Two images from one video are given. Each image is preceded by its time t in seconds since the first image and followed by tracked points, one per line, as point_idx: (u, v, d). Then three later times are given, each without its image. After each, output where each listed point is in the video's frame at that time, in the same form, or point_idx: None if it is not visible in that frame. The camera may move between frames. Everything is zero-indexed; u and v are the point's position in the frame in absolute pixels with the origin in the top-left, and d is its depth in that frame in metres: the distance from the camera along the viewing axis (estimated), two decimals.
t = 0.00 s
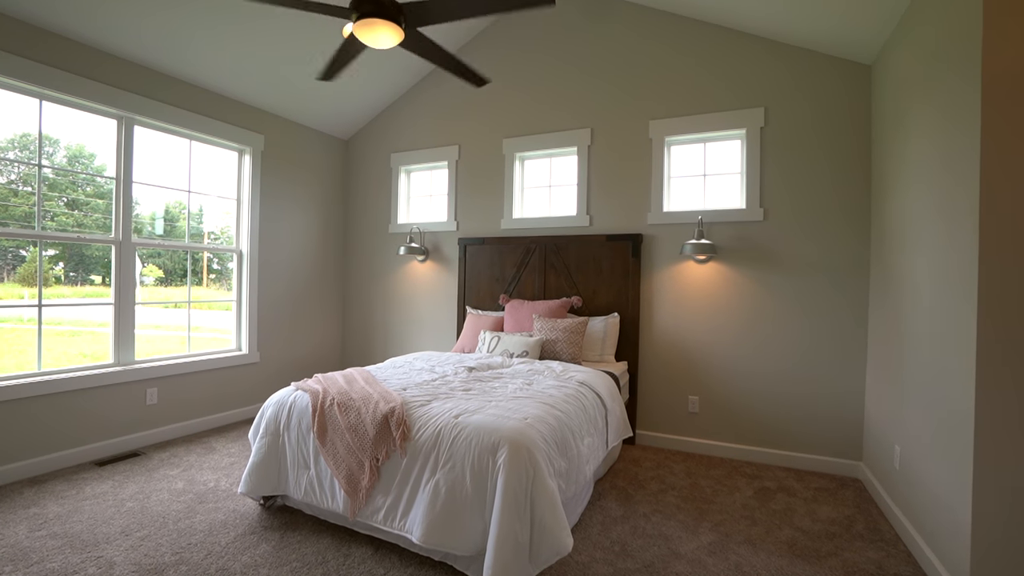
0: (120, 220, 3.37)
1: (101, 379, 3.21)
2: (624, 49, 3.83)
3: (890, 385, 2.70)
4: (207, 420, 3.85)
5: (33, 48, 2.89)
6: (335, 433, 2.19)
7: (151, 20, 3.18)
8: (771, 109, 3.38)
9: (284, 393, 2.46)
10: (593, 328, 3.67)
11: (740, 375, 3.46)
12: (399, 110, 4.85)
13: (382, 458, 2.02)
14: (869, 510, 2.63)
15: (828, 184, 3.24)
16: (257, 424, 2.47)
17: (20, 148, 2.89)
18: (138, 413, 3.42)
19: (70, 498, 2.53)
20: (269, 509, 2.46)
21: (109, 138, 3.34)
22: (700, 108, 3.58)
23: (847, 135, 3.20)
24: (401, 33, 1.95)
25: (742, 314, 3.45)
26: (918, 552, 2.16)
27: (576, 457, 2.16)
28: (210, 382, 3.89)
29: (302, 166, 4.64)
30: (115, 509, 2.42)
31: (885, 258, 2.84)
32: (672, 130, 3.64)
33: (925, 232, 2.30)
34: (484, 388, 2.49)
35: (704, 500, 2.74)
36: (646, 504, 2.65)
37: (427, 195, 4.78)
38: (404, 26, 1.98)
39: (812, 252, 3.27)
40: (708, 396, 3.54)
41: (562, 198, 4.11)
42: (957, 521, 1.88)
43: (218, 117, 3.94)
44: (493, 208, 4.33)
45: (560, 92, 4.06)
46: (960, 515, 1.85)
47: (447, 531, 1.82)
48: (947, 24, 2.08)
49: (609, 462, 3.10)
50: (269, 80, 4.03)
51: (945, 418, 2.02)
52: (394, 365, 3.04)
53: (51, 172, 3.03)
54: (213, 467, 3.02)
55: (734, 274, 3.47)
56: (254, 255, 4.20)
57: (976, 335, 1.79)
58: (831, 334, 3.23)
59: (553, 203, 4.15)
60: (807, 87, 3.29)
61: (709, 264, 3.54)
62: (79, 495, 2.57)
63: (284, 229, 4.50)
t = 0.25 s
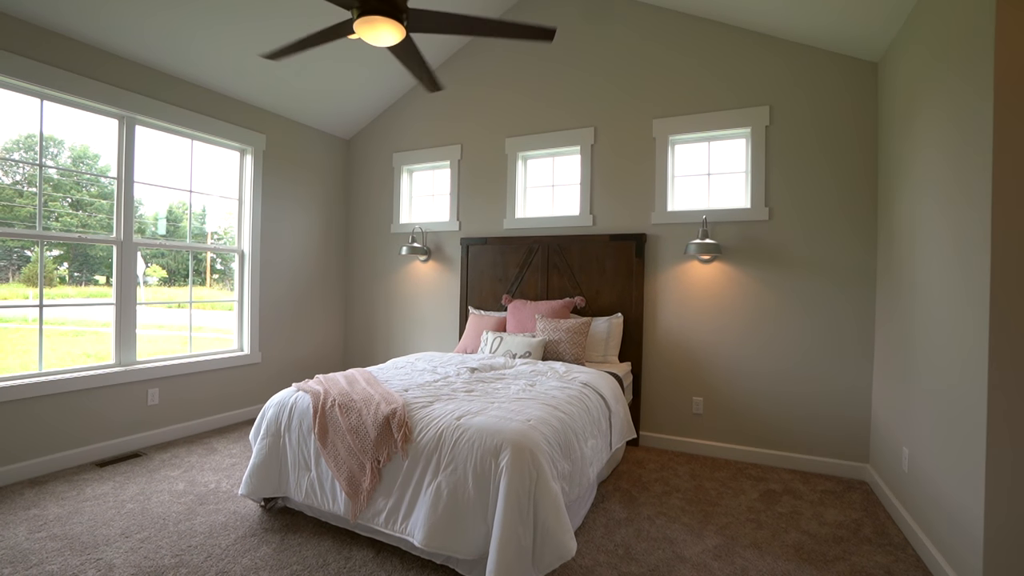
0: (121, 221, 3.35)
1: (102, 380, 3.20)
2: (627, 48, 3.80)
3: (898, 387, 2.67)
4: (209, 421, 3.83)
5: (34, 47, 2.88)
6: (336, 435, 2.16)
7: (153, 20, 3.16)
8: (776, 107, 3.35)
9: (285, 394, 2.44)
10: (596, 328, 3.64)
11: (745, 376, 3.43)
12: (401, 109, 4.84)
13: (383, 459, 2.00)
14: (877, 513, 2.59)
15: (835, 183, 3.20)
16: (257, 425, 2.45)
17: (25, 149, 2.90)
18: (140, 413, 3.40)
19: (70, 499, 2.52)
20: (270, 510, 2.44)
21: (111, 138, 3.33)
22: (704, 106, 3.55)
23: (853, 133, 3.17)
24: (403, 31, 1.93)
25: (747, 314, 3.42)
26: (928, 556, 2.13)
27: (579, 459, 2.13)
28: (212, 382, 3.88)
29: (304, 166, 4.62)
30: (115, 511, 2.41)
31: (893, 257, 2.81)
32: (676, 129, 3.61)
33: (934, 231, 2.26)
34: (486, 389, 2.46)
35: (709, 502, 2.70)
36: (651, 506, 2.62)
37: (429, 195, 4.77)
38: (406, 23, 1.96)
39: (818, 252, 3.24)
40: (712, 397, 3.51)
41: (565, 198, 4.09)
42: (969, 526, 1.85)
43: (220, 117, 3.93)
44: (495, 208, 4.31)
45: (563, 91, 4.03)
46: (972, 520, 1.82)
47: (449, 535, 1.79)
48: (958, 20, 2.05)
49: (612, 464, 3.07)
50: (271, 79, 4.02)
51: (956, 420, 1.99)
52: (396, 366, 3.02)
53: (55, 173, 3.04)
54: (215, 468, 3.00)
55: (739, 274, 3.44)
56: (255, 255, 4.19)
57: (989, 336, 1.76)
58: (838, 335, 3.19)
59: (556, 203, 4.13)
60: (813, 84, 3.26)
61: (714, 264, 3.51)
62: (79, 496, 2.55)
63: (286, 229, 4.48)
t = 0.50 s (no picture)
0: (123, 221, 3.34)
1: (104, 380, 3.19)
2: (631, 45, 3.77)
3: (907, 388, 2.63)
4: (210, 421, 3.82)
5: (35, 46, 2.86)
6: (337, 436, 2.15)
7: (154, 19, 3.15)
8: (782, 105, 3.31)
9: (286, 395, 2.42)
10: (600, 328, 3.62)
11: (750, 377, 3.39)
12: (403, 108, 4.82)
13: (384, 461, 1.97)
14: (885, 516, 2.56)
15: (841, 182, 3.16)
16: (258, 426, 2.43)
17: (30, 150, 2.90)
18: (141, 414, 3.39)
19: (71, 500, 2.50)
20: (271, 512, 2.42)
21: (113, 137, 3.32)
22: (709, 105, 3.51)
23: (860, 131, 3.13)
24: (404, 28, 1.91)
25: (753, 314, 3.38)
26: (939, 561, 2.09)
27: (583, 461, 2.11)
28: (214, 382, 3.87)
29: (306, 165, 4.61)
30: (115, 512, 2.39)
31: (901, 257, 2.77)
32: (680, 128, 3.57)
33: (945, 230, 2.22)
34: (488, 390, 2.44)
35: (714, 504, 2.67)
36: (655, 509, 2.59)
37: (431, 194, 4.75)
38: (407, 20, 1.93)
39: (823, 251, 3.20)
40: (717, 398, 3.48)
41: (568, 197, 4.06)
42: (981, 531, 1.81)
43: (222, 116, 3.92)
44: (498, 207, 4.29)
45: (566, 89, 4.01)
46: (984, 524, 1.79)
47: (451, 538, 1.77)
48: (970, 16, 2.01)
49: (616, 466, 3.04)
50: (273, 79, 4.01)
51: (968, 422, 1.95)
52: (398, 366, 3.00)
53: (60, 173, 3.04)
54: (216, 468, 2.99)
55: (744, 273, 3.40)
56: (257, 255, 4.17)
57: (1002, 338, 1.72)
58: (844, 335, 3.15)
59: (559, 202, 4.10)
60: (819, 81, 3.22)
61: (718, 264, 3.48)
62: (80, 497, 2.54)
63: (288, 229, 4.47)
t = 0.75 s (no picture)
0: (124, 220, 3.32)
1: (106, 380, 3.18)
2: (635, 43, 3.73)
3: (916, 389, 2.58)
4: (212, 421, 3.81)
5: (36, 45, 2.85)
6: (338, 437, 2.12)
7: (155, 17, 3.13)
8: (788, 103, 3.27)
9: (287, 395, 2.40)
10: (604, 328, 3.58)
11: (756, 378, 3.35)
12: (406, 107, 4.79)
13: (385, 463, 1.95)
14: (894, 520, 2.51)
15: (849, 180, 3.12)
16: (258, 426, 2.41)
17: (36, 151, 2.91)
18: (142, 414, 3.38)
19: (72, 501, 2.49)
20: (271, 513, 2.40)
21: (114, 137, 3.31)
22: (714, 102, 3.47)
23: (868, 128, 3.08)
24: (405, 25, 1.88)
25: (759, 314, 3.34)
26: (950, 566, 2.05)
27: (587, 463, 2.07)
28: (216, 382, 3.86)
29: (308, 165, 4.59)
30: (115, 513, 2.38)
31: (910, 256, 2.72)
32: (685, 126, 3.54)
33: (956, 229, 2.18)
34: (491, 391, 2.41)
35: (719, 507, 2.64)
36: (660, 511, 2.55)
37: (434, 193, 4.72)
38: (409, 17, 1.91)
39: (830, 250, 3.16)
40: (722, 399, 3.44)
41: (571, 196, 4.03)
42: (994, 536, 1.77)
43: (224, 116, 3.91)
44: (501, 207, 4.26)
45: (569, 87, 3.98)
46: (997, 529, 1.75)
47: (453, 541, 1.74)
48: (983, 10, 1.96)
49: (620, 467, 3.00)
50: (275, 77, 3.99)
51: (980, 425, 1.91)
52: (400, 367, 2.97)
53: (66, 174, 3.05)
54: (217, 469, 2.97)
55: (750, 273, 3.36)
56: (259, 254, 4.16)
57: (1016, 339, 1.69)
58: (851, 335, 3.11)
59: (562, 201, 4.07)
60: (826, 78, 3.17)
61: (723, 263, 3.44)
62: (81, 497, 2.53)
63: (290, 228, 4.46)
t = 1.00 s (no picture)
0: (126, 220, 3.31)
1: (107, 380, 3.17)
2: (640, 40, 3.69)
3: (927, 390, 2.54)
4: (214, 421, 3.80)
5: (37, 43, 2.84)
6: (339, 438, 2.10)
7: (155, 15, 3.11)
8: (795, 100, 3.23)
9: (288, 395, 2.38)
10: (607, 328, 3.55)
11: (762, 378, 3.31)
12: (408, 106, 4.77)
13: (386, 464, 1.92)
14: (904, 523, 2.47)
15: (857, 177, 3.07)
16: (259, 427, 2.39)
17: (43, 152, 2.93)
18: (143, 414, 3.37)
19: (72, 501, 2.48)
20: (272, 514, 2.38)
21: (116, 136, 3.29)
22: (719, 100, 3.43)
23: (877, 125, 3.03)
24: (406, 21, 1.85)
25: (765, 314, 3.30)
26: (963, 572, 2.00)
27: (591, 465, 2.04)
28: (218, 382, 3.85)
29: (310, 164, 4.58)
30: (115, 514, 2.36)
31: (920, 255, 2.68)
32: (690, 123, 3.50)
33: (967, 227, 2.13)
34: (494, 391, 2.38)
35: (725, 510, 2.60)
36: (665, 514, 2.52)
37: (437, 192, 4.70)
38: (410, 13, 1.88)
39: (838, 249, 3.11)
40: (727, 399, 3.40)
41: (575, 195, 3.99)
42: (1008, 541, 1.73)
43: (227, 115, 3.89)
44: (504, 206, 4.23)
45: (573, 85, 3.94)
46: (1010, 534, 1.71)
47: (454, 545, 1.71)
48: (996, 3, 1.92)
49: (624, 469, 2.97)
50: (277, 76, 3.97)
51: (993, 428, 1.87)
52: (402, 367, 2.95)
53: (72, 175, 3.06)
54: (218, 469, 2.96)
55: (756, 272, 3.32)
56: (261, 254, 4.14)
57: None
58: (859, 336, 3.06)
59: (566, 200, 4.03)
60: (833, 75, 3.13)
61: (729, 262, 3.39)
62: (81, 498, 2.51)
63: (293, 228, 4.44)
